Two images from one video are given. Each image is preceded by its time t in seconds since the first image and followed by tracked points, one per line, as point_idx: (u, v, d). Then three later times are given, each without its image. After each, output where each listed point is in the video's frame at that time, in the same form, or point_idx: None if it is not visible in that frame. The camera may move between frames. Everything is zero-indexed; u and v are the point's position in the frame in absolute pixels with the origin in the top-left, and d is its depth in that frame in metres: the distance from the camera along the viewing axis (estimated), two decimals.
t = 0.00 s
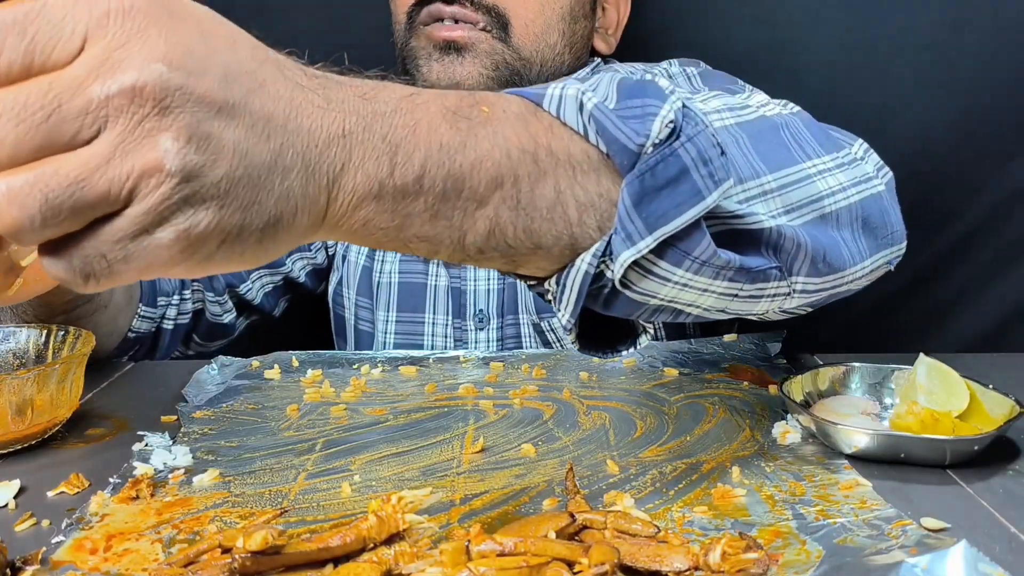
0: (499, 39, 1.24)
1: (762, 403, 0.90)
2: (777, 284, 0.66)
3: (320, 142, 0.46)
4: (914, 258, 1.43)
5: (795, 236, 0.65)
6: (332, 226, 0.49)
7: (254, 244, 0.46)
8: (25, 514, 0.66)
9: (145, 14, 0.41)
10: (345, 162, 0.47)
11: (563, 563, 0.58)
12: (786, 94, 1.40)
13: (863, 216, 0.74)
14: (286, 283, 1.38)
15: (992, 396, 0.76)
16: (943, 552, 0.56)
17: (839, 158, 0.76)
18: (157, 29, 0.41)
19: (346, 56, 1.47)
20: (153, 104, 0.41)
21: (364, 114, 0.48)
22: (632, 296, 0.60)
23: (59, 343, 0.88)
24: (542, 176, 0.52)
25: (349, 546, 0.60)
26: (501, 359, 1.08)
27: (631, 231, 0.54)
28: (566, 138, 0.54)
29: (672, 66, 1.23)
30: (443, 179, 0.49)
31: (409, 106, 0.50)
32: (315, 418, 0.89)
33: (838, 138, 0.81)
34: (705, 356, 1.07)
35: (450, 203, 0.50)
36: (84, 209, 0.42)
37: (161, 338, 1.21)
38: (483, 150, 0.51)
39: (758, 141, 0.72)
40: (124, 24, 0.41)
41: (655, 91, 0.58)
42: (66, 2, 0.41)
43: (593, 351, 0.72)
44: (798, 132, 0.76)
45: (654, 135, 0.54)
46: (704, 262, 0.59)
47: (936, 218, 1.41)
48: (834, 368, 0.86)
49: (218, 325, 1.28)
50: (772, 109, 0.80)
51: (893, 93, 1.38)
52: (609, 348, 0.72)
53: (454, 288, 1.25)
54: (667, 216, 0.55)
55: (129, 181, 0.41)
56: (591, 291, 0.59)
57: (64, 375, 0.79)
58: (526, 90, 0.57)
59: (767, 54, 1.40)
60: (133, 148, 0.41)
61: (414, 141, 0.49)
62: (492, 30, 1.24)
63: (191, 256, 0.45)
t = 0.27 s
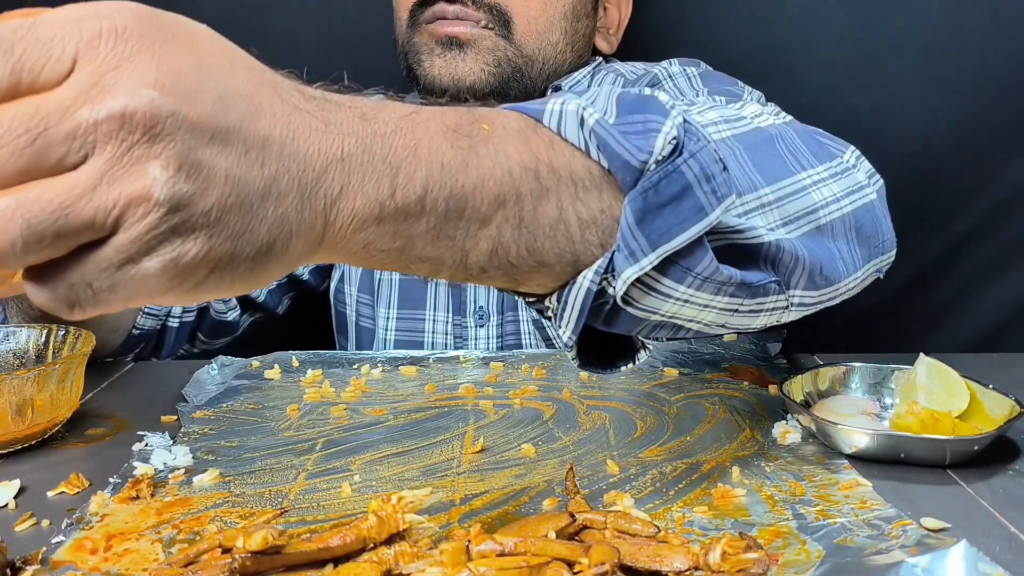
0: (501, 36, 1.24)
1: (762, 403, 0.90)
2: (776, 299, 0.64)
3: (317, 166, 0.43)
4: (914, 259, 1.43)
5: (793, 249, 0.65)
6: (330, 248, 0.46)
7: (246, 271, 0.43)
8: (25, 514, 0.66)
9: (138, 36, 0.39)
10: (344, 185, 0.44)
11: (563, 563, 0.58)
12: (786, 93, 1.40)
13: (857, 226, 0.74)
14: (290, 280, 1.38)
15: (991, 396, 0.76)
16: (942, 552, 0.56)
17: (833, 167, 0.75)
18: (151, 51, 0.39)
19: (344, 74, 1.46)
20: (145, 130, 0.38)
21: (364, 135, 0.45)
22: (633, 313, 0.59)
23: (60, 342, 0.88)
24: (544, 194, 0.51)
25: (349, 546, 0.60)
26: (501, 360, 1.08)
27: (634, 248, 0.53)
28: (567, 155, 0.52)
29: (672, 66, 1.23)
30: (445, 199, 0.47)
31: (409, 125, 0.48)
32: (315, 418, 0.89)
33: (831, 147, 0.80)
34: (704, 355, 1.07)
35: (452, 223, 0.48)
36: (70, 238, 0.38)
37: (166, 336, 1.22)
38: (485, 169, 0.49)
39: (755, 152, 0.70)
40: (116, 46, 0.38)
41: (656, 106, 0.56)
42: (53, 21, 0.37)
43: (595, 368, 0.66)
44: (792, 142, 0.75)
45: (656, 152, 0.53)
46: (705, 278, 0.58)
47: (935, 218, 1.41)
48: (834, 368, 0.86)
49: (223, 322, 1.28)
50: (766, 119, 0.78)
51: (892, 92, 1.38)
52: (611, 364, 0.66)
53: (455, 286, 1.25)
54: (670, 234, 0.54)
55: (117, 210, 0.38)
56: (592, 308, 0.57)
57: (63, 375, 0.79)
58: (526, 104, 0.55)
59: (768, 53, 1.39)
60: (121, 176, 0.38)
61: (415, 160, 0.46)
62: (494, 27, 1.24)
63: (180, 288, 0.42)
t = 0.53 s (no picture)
0: (504, 32, 1.24)
1: (762, 404, 0.90)
2: (789, 301, 0.64)
3: (339, 169, 0.42)
4: (914, 259, 1.43)
5: (806, 253, 0.64)
6: (353, 251, 0.46)
7: (273, 281, 0.42)
8: (25, 514, 0.66)
9: (156, 49, 0.38)
10: (367, 187, 0.43)
11: (563, 563, 0.58)
12: (786, 93, 1.40)
13: (866, 228, 0.74)
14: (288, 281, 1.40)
15: (992, 396, 0.76)
16: (942, 552, 0.56)
17: (841, 168, 0.75)
18: (169, 64, 0.38)
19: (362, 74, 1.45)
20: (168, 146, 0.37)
21: (383, 137, 0.44)
22: (649, 314, 0.59)
23: (59, 342, 0.88)
24: (564, 195, 0.50)
25: (349, 546, 0.60)
26: (501, 359, 1.08)
27: (653, 249, 0.53)
28: (587, 156, 0.52)
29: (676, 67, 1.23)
30: (468, 201, 0.47)
31: (430, 125, 0.47)
32: (315, 418, 0.89)
33: (839, 149, 0.79)
34: (705, 355, 1.07)
35: (474, 225, 0.48)
36: (98, 257, 0.38)
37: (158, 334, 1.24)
38: (507, 170, 0.48)
39: (769, 155, 0.70)
40: (135, 59, 0.37)
41: (677, 108, 0.55)
42: (72, 37, 0.37)
43: (608, 370, 0.66)
44: (803, 144, 0.75)
45: (678, 153, 0.53)
46: (723, 280, 0.58)
47: (935, 217, 1.41)
48: (834, 368, 0.86)
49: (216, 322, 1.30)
50: (777, 121, 0.77)
51: (892, 92, 1.38)
52: (623, 367, 0.66)
53: (455, 287, 1.25)
54: (689, 235, 0.54)
55: (143, 227, 0.38)
56: (609, 308, 0.57)
57: (63, 375, 0.79)
58: (545, 105, 0.55)
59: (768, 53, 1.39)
60: (145, 193, 0.37)
61: (438, 161, 0.45)
62: (497, 23, 1.24)
63: (209, 300, 0.41)
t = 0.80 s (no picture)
0: (502, 35, 1.24)
1: (762, 404, 0.90)
2: (791, 312, 0.65)
3: (344, 181, 0.42)
4: (914, 259, 1.43)
5: (811, 265, 0.64)
6: (357, 259, 0.46)
7: (276, 293, 0.43)
8: (25, 514, 0.66)
9: (160, 71, 0.37)
10: (371, 197, 0.43)
11: (563, 563, 0.58)
12: (786, 93, 1.40)
13: (872, 237, 0.73)
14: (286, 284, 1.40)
15: (992, 396, 0.76)
16: (942, 552, 0.56)
17: (847, 177, 0.75)
18: (173, 86, 0.38)
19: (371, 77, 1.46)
20: (171, 169, 0.37)
21: (390, 147, 0.44)
22: (651, 322, 0.59)
23: (59, 342, 0.88)
24: (571, 204, 0.50)
25: (350, 546, 0.60)
26: (501, 360, 1.08)
27: (657, 260, 0.53)
28: (595, 164, 0.52)
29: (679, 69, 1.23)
30: (473, 210, 0.47)
31: (438, 134, 0.47)
32: (315, 418, 0.89)
33: (845, 157, 0.79)
34: (705, 355, 1.07)
35: (479, 233, 0.48)
36: (104, 277, 0.38)
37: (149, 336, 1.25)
38: (513, 179, 0.48)
39: (777, 163, 0.69)
40: (138, 82, 0.37)
41: (687, 119, 0.55)
42: (76, 58, 0.36)
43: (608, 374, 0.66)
44: (810, 153, 0.74)
45: (686, 166, 0.53)
46: (725, 292, 0.58)
47: (934, 217, 1.41)
48: (834, 368, 0.86)
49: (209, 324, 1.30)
50: (786, 129, 0.77)
51: (892, 92, 1.38)
52: (624, 371, 0.66)
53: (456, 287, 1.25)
54: (693, 247, 0.54)
55: (147, 249, 0.38)
56: (611, 315, 0.58)
57: (63, 375, 0.79)
58: (553, 110, 0.55)
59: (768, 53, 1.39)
60: (150, 216, 0.38)
61: (444, 171, 0.45)
62: (496, 26, 1.24)
63: (213, 314, 0.42)
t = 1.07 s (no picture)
0: (502, 37, 1.24)
1: (762, 404, 0.90)
2: (792, 313, 0.64)
3: (352, 171, 0.42)
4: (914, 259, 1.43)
5: (814, 268, 0.64)
6: (363, 247, 0.46)
7: (285, 279, 0.43)
8: (25, 514, 0.66)
9: (172, 65, 0.37)
10: (378, 188, 0.43)
11: (563, 563, 0.58)
12: (787, 93, 1.40)
13: (877, 242, 0.73)
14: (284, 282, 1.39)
15: (992, 397, 0.76)
16: (942, 553, 0.56)
17: (856, 181, 0.74)
18: (185, 79, 0.38)
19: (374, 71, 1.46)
20: (183, 161, 0.37)
21: (398, 138, 0.44)
22: (652, 318, 0.59)
23: (59, 342, 0.88)
24: (576, 200, 0.50)
25: (349, 546, 0.60)
26: (502, 360, 1.08)
27: (658, 258, 0.53)
28: (601, 162, 0.52)
29: (682, 71, 1.24)
30: (477, 204, 0.47)
31: (445, 126, 0.47)
32: (315, 418, 0.89)
33: (853, 161, 0.79)
34: (705, 355, 1.07)
35: (483, 227, 0.48)
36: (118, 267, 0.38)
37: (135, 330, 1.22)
38: (519, 174, 0.48)
39: (785, 165, 0.69)
40: (150, 76, 0.37)
41: (693, 118, 0.55)
42: (88, 53, 0.36)
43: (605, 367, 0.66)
44: (819, 157, 0.74)
45: (690, 166, 0.53)
46: (726, 292, 0.58)
47: (935, 218, 1.41)
48: (834, 368, 0.86)
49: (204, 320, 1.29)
50: (794, 133, 0.77)
51: (893, 92, 1.38)
52: (625, 366, 0.67)
53: (456, 289, 1.25)
54: (695, 246, 0.54)
55: (161, 240, 0.38)
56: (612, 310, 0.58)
57: (63, 375, 0.79)
58: (562, 106, 0.55)
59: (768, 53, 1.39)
60: (162, 206, 0.38)
61: (451, 165, 0.45)
62: (497, 28, 1.23)
63: (225, 300, 0.42)
